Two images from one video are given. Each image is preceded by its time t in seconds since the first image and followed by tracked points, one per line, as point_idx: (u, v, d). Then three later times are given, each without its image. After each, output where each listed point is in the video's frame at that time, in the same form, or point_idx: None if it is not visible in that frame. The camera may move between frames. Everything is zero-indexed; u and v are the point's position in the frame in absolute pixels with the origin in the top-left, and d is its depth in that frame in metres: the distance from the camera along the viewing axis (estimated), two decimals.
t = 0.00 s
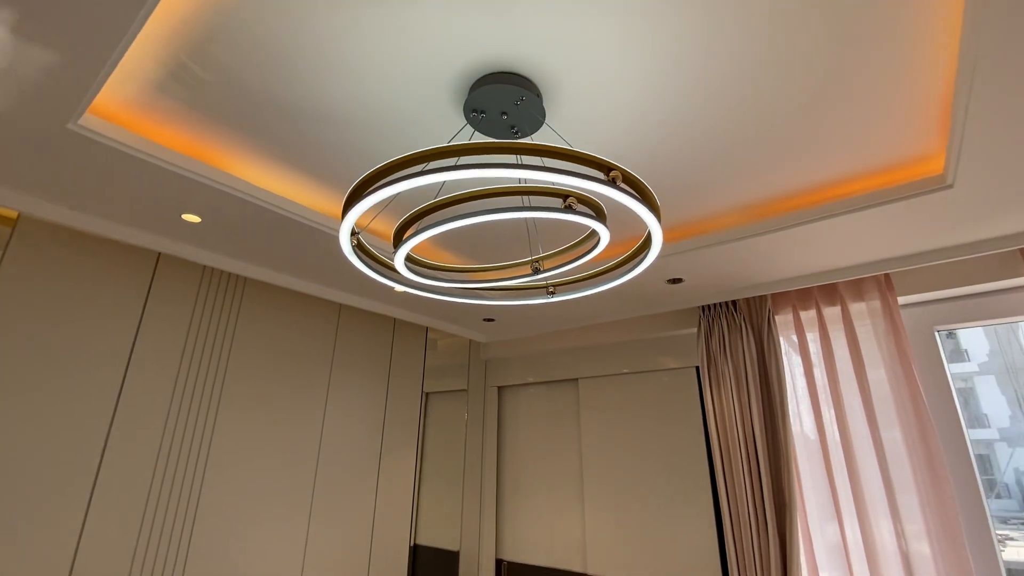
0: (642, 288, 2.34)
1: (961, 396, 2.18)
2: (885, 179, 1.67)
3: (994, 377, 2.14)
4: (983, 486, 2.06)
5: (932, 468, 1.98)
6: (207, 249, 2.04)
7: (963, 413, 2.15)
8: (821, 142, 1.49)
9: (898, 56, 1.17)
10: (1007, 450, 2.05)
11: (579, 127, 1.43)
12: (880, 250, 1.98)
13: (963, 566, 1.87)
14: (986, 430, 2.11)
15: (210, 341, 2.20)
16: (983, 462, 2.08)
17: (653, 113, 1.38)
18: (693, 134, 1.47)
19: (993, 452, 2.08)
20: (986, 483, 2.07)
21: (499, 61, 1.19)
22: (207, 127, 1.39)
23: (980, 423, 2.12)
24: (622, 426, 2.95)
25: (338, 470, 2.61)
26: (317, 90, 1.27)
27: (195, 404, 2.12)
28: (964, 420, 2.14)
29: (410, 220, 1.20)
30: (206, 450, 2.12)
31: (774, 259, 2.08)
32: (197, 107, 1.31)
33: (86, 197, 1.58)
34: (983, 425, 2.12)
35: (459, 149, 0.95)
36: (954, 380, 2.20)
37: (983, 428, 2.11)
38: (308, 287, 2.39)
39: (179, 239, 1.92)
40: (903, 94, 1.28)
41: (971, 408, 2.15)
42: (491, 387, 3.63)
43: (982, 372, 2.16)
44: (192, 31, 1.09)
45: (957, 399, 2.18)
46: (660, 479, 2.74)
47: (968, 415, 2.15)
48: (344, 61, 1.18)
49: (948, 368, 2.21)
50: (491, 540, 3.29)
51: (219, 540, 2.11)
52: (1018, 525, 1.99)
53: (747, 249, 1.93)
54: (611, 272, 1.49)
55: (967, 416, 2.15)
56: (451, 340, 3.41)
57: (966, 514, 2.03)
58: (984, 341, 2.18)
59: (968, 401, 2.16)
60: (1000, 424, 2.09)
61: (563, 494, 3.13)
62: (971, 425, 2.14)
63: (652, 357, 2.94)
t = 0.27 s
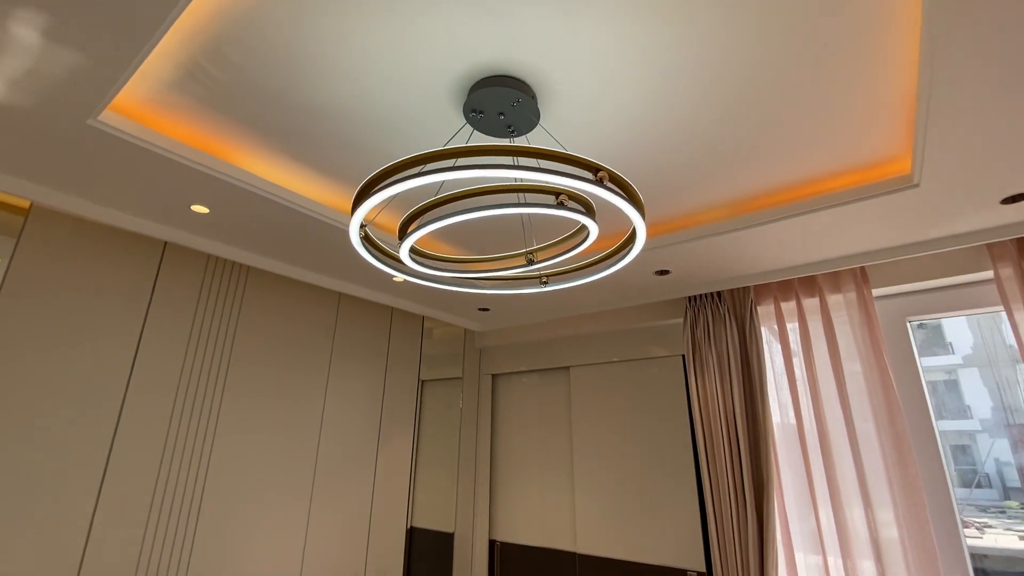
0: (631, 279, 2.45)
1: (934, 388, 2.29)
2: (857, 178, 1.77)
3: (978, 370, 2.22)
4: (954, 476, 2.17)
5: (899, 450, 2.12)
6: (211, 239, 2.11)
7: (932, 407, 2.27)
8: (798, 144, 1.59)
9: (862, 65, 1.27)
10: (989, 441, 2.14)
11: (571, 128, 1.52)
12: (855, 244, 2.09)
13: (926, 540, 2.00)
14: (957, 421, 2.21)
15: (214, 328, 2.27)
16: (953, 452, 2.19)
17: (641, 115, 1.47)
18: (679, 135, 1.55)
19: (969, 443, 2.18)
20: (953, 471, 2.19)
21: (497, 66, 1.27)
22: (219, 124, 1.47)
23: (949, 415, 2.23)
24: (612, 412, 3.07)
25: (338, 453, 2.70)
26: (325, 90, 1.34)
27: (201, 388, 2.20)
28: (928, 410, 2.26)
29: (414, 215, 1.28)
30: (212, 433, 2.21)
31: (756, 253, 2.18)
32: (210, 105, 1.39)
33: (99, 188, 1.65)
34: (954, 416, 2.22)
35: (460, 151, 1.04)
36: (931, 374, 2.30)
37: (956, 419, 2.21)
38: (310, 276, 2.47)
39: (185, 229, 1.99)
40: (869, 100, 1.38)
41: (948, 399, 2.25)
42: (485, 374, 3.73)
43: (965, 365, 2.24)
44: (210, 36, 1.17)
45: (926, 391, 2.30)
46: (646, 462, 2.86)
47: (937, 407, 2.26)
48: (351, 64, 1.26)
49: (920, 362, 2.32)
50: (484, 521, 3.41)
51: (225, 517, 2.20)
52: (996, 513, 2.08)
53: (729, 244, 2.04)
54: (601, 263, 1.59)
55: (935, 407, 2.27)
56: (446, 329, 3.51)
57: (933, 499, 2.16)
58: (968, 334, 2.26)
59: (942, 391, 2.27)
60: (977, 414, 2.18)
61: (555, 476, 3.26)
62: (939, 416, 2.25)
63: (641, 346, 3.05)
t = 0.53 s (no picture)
0: (625, 268, 2.53)
1: (911, 376, 2.38)
2: (839, 173, 1.86)
3: (964, 360, 2.30)
4: (934, 463, 2.27)
5: (875, 432, 2.23)
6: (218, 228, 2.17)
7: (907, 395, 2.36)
8: (785, 141, 1.67)
9: (842, 68, 1.35)
10: (973, 429, 2.22)
11: (569, 124, 1.59)
12: (839, 236, 2.18)
13: (899, 516, 2.12)
14: (934, 409, 2.31)
15: (220, 314, 2.34)
16: (930, 439, 2.29)
17: (636, 112, 1.53)
18: (672, 132, 1.62)
19: (950, 431, 2.26)
20: (928, 457, 2.28)
21: (500, 65, 1.33)
22: (231, 117, 1.53)
23: (925, 404, 2.33)
24: (605, 398, 3.18)
25: (341, 437, 2.78)
26: (335, 86, 1.41)
27: (208, 372, 2.26)
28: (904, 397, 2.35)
29: (421, 208, 1.36)
30: (220, 416, 2.28)
31: (744, 243, 2.27)
32: (225, 99, 1.45)
33: (112, 178, 1.71)
34: (933, 405, 2.31)
35: (466, 148, 1.12)
36: (911, 364, 2.39)
37: (936, 408, 2.30)
38: (312, 265, 2.53)
39: (193, 218, 2.05)
40: (849, 100, 1.46)
41: (927, 388, 2.34)
42: (482, 362, 3.83)
43: (952, 355, 2.32)
44: (228, 34, 1.23)
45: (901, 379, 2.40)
46: (639, 445, 2.96)
47: (913, 395, 2.36)
48: (361, 61, 1.32)
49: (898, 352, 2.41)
50: (480, 503, 3.52)
51: (233, 497, 2.27)
52: (978, 499, 2.17)
53: (718, 235, 2.13)
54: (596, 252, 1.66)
55: (909, 395, 2.36)
56: (444, 317, 3.59)
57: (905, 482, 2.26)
58: (955, 324, 2.34)
59: (919, 379, 2.37)
60: (958, 403, 2.27)
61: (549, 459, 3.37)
62: (915, 405, 2.34)
63: (634, 333, 3.15)
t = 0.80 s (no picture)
0: (620, 255, 2.61)
1: (895, 363, 2.46)
2: (826, 163, 1.94)
3: (950, 348, 2.36)
4: (918, 447, 2.35)
5: (856, 411, 2.35)
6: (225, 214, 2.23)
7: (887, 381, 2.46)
8: (774, 133, 1.74)
9: (828, 64, 1.42)
10: (957, 415, 2.29)
11: (568, 115, 1.65)
12: (826, 223, 2.26)
13: (876, 490, 2.24)
14: (917, 395, 2.39)
15: (228, 298, 2.41)
16: (911, 424, 2.37)
17: (633, 104, 1.60)
18: (667, 123, 1.69)
19: (934, 416, 2.34)
20: (912, 442, 2.37)
21: (503, 59, 1.40)
22: (244, 107, 1.58)
23: (907, 390, 2.41)
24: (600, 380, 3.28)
25: (346, 418, 2.87)
26: (345, 78, 1.46)
27: (218, 354, 2.34)
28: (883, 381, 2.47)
29: (429, 196, 1.44)
30: (229, 396, 2.36)
31: (735, 231, 2.35)
32: (239, 90, 1.51)
33: (126, 165, 1.76)
34: (916, 391, 2.40)
35: (474, 141, 1.20)
36: (896, 351, 2.47)
37: (919, 394, 2.38)
38: (316, 251, 2.60)
39: (202, 205, 2.10)
40: (834, 95, 1.54)
41: (911, 375, 2.42)
42: (480, 346, 3.93)
43: (939, 343, 2.39)
44: (245, 28, 1.28)
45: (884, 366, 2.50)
46: (632, 426, 3.08)
47: (896, 381, 2.45)
48: (371, 55, 1.38)
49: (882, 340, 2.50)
50: (479, 482, 3.64)
51: (244, 474, 2.36)
52: (961, 482, 2.23)
53: (710, 223, 2.21)
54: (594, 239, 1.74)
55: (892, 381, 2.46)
56: (443, 302, 3.67)
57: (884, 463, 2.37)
58: (943, 311, 2.40)
59: (903, 366, 2.45)
60: (940, 389, 2.34)
61: (545, 440, 3.49)
62: (898, 391, 2.44)
63: (628, 318, 3.24)
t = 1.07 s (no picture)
0: (613, 237, 2.69)
1: (883, 347, 2.54)
2: (811, 148, 2.01)
3: (939, 332, 2.43)
4: (906, 430, 2.43)
5: (837, 387, 2.45)
6: (228, 197, 2.28)
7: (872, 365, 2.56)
8: (762, 119, 1.81)
9: (812, 53, 1.48)
10: (945, 398, 2.37)
11: (564, 100, 1.70)
12: (813, 207, 2.34)
13: (854, 461, 2.36)
14: (904, 378, 2.47)
15: (231, 279, 2.47)
16: (896, 407, 2.46)
17: (626, 90, 1.65)
18: (659, 109, 1.75)
19: (920, 399, 2.42)
20: (900, 425, 2.46)
21: (501, 46, 1.45)
22: (250, 91, 1.63)
23: (895, 373, 2.50)
24: (593, 360, 3.38)
25: (347, 396, 2.95)
26: (349, 64, 1.52)
27: (223, 334, 2.41)
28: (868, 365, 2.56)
29: (430, 179, 1.50)
30: (235, 374, 2.43)
31: (724, 214, 2.43)
32: (246, 75, 1.55)
33: (133, 148, 1.81)
34: (903, 373, 2.48)
35: (473, 125, 1.26)
36: (883, 335, 2.55)
37: (907, 377, 2.47)
38: (316, 233, 2.66)
39: (206, 187, 2.15)
40: (818, 82, 1.60)
41: (901, 358, 2.50)
42: (477, 328, 4.01)
43: (928, 328, 2.46)
44: (252, 15, 1.33)
45: (870, 350, 2.59)
46: (624, 403, 3.19)
47: (881, 365, 2.54)
48: (373, 43, 1.43)
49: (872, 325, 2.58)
50: (476, 459, 3.75)
51: (250, 449, 2.45)
52: (947, 463, 2.32)
53: (700, 206, 2.29)
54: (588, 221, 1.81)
55: (877, 366, 2.55)
56: (441, 285, 3.74)
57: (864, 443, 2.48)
58: (933, 297, 2.46)
59: (891, 350, 2.53)
60: (929, 372, 2.42)
61: (540, 418, 3.60)
62: (884, 374, 2.52)
63: (621, 300, 3.33)
